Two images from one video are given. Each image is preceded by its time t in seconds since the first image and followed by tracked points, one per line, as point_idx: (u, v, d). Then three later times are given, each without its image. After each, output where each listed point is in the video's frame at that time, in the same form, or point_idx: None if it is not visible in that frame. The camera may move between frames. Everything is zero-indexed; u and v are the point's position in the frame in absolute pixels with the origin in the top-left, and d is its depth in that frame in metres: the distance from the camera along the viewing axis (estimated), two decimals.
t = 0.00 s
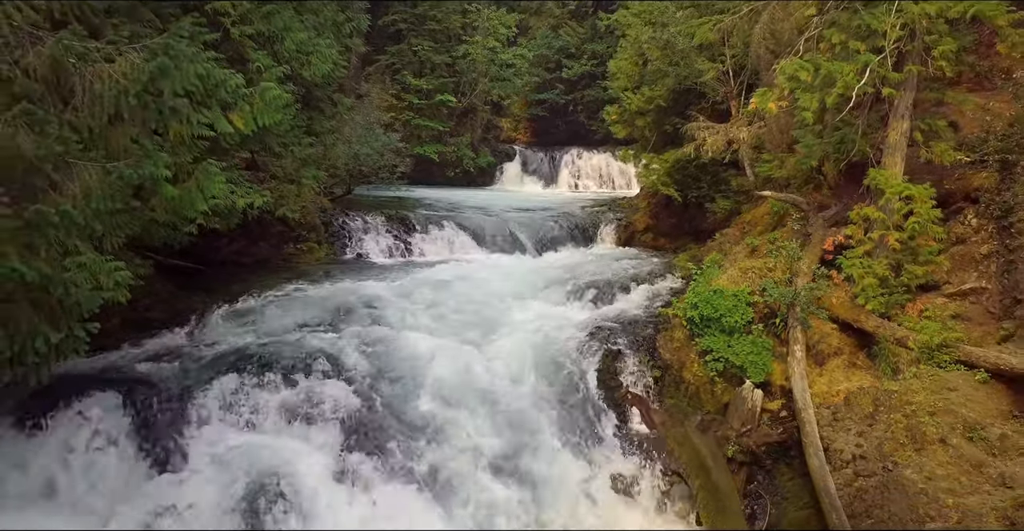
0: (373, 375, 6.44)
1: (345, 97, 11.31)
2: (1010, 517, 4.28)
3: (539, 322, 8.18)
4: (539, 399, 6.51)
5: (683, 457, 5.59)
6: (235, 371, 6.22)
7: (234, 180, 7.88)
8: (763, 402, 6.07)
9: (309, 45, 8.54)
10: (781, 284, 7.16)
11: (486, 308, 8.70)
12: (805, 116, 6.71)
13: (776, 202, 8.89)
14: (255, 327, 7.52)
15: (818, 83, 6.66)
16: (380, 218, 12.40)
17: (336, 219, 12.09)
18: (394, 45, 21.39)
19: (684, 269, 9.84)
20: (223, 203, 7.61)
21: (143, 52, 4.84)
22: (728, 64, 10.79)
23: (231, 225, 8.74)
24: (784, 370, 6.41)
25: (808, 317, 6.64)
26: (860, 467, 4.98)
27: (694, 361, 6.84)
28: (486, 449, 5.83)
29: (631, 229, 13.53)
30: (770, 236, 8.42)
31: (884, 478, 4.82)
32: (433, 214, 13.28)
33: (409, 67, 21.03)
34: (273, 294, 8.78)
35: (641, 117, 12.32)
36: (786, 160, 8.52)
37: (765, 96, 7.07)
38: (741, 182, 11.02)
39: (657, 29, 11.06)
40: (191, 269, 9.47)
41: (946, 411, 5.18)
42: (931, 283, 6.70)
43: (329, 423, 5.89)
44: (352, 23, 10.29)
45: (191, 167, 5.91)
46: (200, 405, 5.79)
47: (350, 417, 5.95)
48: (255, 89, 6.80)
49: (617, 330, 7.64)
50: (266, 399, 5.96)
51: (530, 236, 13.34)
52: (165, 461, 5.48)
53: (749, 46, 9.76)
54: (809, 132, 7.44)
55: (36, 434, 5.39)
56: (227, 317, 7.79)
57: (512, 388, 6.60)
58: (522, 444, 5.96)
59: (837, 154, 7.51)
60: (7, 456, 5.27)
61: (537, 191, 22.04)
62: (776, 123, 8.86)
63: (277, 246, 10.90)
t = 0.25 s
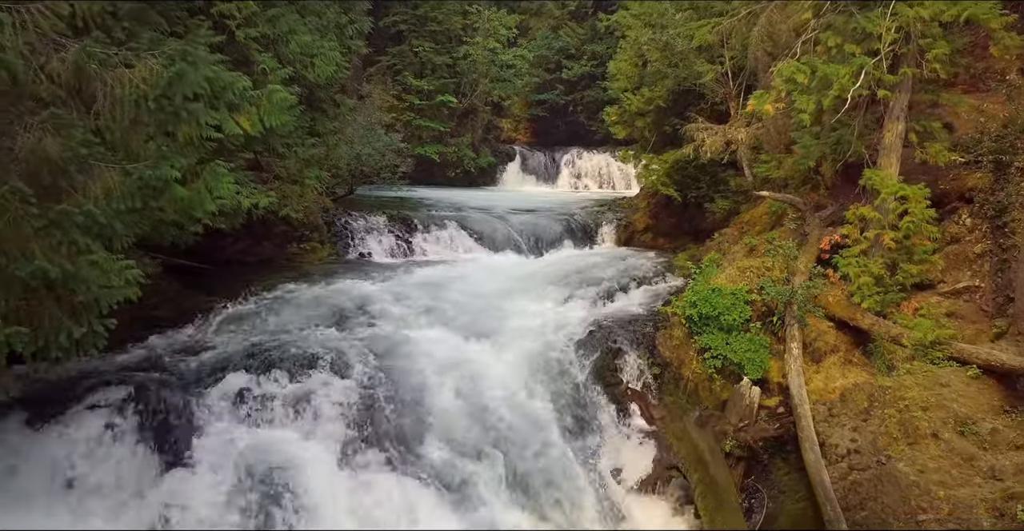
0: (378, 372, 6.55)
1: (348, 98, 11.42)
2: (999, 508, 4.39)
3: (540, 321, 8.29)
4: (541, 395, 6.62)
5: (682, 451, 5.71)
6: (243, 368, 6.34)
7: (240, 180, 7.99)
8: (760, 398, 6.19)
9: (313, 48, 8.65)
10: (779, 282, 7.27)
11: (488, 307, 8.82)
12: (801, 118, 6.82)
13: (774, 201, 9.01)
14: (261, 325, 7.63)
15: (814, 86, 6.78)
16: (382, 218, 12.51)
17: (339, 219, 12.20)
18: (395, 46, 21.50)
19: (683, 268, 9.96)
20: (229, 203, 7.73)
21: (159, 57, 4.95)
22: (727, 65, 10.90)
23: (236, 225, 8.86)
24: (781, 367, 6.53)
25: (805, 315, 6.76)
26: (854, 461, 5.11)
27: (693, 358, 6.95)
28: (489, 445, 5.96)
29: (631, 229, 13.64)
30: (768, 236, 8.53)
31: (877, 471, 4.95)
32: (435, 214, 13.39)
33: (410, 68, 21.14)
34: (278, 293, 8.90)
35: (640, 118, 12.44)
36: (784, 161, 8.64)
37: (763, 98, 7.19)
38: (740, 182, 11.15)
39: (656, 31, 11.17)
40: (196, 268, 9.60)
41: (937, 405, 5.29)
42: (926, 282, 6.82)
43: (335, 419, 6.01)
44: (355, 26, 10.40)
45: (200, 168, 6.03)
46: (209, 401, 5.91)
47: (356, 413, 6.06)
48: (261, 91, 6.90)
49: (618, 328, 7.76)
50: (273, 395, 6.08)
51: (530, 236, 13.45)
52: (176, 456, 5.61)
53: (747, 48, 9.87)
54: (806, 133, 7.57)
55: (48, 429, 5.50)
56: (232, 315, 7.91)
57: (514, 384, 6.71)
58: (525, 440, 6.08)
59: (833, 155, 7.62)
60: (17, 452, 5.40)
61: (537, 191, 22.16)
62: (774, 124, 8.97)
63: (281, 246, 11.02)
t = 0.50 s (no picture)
0: (382, 369, 6.68)
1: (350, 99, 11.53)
2: (988, 500, 4.50)
3: (541, 319, 8.41)
4: (542, 392, 6.74)
5: (680, 445, 5.82)
6: (249, 365, 6.46)
7: (245, 181, 8.10)
8: (758, 395, 6.32)
9: (317, 50, 8.78)
10: (776, 281, 7.40)
11: (489, 305, 8.93)
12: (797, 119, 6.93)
13: (771, 202, 9.13)
14: (267, 324, 7.75)
15: (811, 88, 6.89)
16: (384, 218, 12.62)
17: (341, 219, 12.31)
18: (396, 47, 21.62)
19: (682, 268, 10.07)
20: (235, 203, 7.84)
21: (176, 62, 5.11)
22: (726, 66, 11.01)
23: (240, 225, 8.96)
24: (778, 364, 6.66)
25: (801, 313, 6.89)
26: (848, 455, 5.24)
27: (691, 356, 7.08)
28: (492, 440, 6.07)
29: (631, 229, 13.75)
30: (765, 235, 8.65)
31: (870, 464, 5.08)
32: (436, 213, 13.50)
33: (411, 69, 21.25)
34: (283, 292, 9.03)
35: (640, 119, 12.55)
36: (781, 161, 8.76)
37: (759, 100, 7.30)
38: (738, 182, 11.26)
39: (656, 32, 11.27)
40: (201, 267, 9.71)
41: (930, 401, 5.41)
42: (921, 281, 6.94)
43: (340, 415, 6.12)
44: (358, 28, 10.51)
45: (207, 169, 6.15)
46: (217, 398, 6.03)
47: (361, 409, 6.18)
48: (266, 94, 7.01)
49: (618, 326, 7.88)
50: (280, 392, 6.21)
51: (530, 235, 13.56)
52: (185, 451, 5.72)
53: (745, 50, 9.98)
54: (803, 134, 7.68)
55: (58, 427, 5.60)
56: (239, 314, 8.04)
57: (516, 381, 6.83)
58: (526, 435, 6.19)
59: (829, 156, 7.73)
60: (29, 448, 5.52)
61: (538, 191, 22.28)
62: (772, 125, 9.08)
63: (284, 245, 11.13)
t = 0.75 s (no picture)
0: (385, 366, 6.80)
1: (352, 100, 11.65)
2: (978, 491, 4.57)
3: (542, 317, 8.52)
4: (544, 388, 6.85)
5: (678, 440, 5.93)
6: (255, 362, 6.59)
7: (250, 180, 8.22)
8: (755, 392, 6.42)
9: (320, 52, 8.89)
10: (773, 280, 7.51)
11: (490, 304, 9.05)
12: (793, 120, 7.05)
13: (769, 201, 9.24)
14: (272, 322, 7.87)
15: (807, 89, 7.00)
16: (386, 217, 12.73)
17: (343, 218, 12.43)
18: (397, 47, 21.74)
19: (681, 267, 10.19)
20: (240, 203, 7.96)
21: (191, 66, 5.18)
22: (724, 67, 11.13)
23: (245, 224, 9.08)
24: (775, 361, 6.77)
25: (797, 311, 7.01)
26: (843, 449, 5.38)
27: (690, 353, 7.19)
28: (493, 434, 6.18)
29: (631, 228, 13.86)
30: (763, 234, 8.76)
31: (864, 457, 5.21)
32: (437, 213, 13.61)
33: (412, 69, 21.37)
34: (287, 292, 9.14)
35: (639, 119, 12.66)
36: (778, 161, 8.88)
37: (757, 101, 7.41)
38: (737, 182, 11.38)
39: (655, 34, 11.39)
40: (206, 266, 9.82)
41: (922, 395, 5.52)
42: (916, 279, 7.04)
43: (344, 410, 6.23)
44: (360, 30, 10.62)
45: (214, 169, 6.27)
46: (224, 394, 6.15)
47: (365, 404, 6.30)
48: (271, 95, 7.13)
49: (617, 324, 7.99)
50: (286, 388, 6.33)
51: (531, 235, 13.66)
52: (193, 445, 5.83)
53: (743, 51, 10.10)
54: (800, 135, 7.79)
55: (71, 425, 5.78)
56: (244, 313, 8.16)
57: (517, 378, 6.94)
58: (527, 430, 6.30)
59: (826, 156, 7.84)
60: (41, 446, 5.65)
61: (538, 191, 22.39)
62: (769, 125, 9.21)
63: (287, 244, 11.25)
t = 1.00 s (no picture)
0: (388, 362, 6.89)
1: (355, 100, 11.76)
2: (969, 482, 4.83)
3: (542, 315, 8.62)
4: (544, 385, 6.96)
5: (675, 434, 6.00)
6: (260, 358, 6.69)
7: (255, 180, 8.34)
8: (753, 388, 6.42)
9: (324, 53, 8.99)
10: (771, 277, 7.62)
11: (491, 302, 9.15)
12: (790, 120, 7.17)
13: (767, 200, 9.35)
14: (276, 319, 7.98)
15: (804, 90, 7.12)
16: (388, 217, 12.86)
17: (345, 217, 12.55)
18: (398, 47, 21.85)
19: (679, 265, 10.31)
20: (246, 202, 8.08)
21: (200, 68, 5.30)
22: (723, 68, 11.24)
23: (249, 223, 9.20)
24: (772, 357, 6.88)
25: (795, 308, 7.11)
26: (837, 443, 5.53)
27: (688, 349, 7.29)
28: (494, 430, 6.31)
29: (630, 227, 13.98)
30: (761, 233, 8.87)
31: (858, 450, 5.37)
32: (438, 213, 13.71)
33: (413, 69, 21.49)
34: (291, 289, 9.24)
35: (639, 119, 12.77)
36: (776, 161, 9.00)
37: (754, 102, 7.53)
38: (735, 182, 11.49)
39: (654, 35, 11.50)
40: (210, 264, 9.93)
41: (914, 390, 5.63)
42: (911, 277, 7.15)
43: (347, 405, 6.34)
44: (362, 31, 10.73)
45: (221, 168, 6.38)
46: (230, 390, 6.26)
47: (369, 400, 6.40)
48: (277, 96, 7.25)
49: (617, 322, 8.10)
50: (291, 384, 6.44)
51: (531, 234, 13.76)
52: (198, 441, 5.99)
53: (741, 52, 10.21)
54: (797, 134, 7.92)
55: (78, 420, 6.02)
56: (249, 310, 8.28)
57: (517, 374, 7.04)
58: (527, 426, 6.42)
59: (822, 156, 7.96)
60: (47, 441, 5.91)
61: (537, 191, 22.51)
62: (767, 126, 9.33)
63: (290, 243, 11.37)
